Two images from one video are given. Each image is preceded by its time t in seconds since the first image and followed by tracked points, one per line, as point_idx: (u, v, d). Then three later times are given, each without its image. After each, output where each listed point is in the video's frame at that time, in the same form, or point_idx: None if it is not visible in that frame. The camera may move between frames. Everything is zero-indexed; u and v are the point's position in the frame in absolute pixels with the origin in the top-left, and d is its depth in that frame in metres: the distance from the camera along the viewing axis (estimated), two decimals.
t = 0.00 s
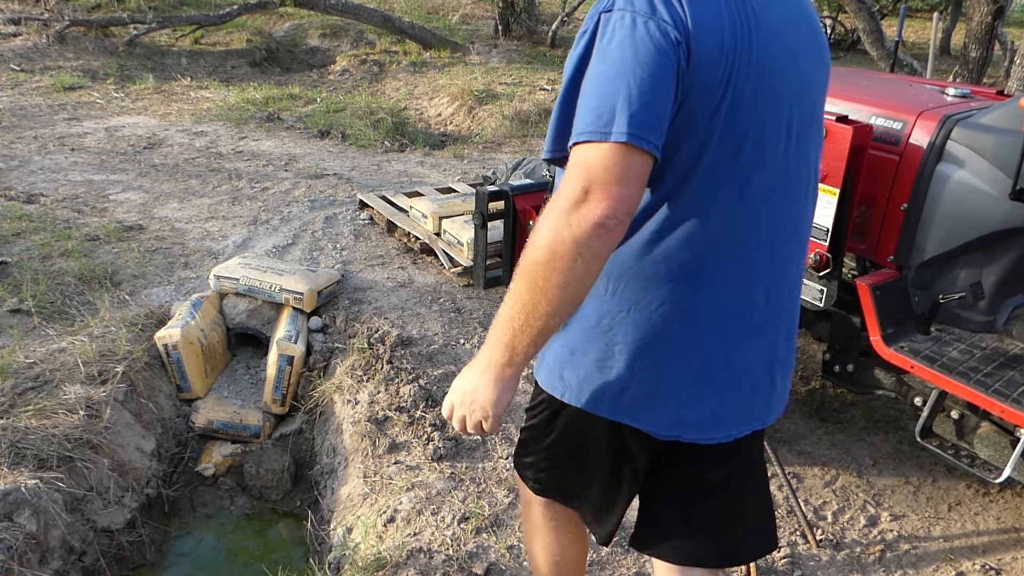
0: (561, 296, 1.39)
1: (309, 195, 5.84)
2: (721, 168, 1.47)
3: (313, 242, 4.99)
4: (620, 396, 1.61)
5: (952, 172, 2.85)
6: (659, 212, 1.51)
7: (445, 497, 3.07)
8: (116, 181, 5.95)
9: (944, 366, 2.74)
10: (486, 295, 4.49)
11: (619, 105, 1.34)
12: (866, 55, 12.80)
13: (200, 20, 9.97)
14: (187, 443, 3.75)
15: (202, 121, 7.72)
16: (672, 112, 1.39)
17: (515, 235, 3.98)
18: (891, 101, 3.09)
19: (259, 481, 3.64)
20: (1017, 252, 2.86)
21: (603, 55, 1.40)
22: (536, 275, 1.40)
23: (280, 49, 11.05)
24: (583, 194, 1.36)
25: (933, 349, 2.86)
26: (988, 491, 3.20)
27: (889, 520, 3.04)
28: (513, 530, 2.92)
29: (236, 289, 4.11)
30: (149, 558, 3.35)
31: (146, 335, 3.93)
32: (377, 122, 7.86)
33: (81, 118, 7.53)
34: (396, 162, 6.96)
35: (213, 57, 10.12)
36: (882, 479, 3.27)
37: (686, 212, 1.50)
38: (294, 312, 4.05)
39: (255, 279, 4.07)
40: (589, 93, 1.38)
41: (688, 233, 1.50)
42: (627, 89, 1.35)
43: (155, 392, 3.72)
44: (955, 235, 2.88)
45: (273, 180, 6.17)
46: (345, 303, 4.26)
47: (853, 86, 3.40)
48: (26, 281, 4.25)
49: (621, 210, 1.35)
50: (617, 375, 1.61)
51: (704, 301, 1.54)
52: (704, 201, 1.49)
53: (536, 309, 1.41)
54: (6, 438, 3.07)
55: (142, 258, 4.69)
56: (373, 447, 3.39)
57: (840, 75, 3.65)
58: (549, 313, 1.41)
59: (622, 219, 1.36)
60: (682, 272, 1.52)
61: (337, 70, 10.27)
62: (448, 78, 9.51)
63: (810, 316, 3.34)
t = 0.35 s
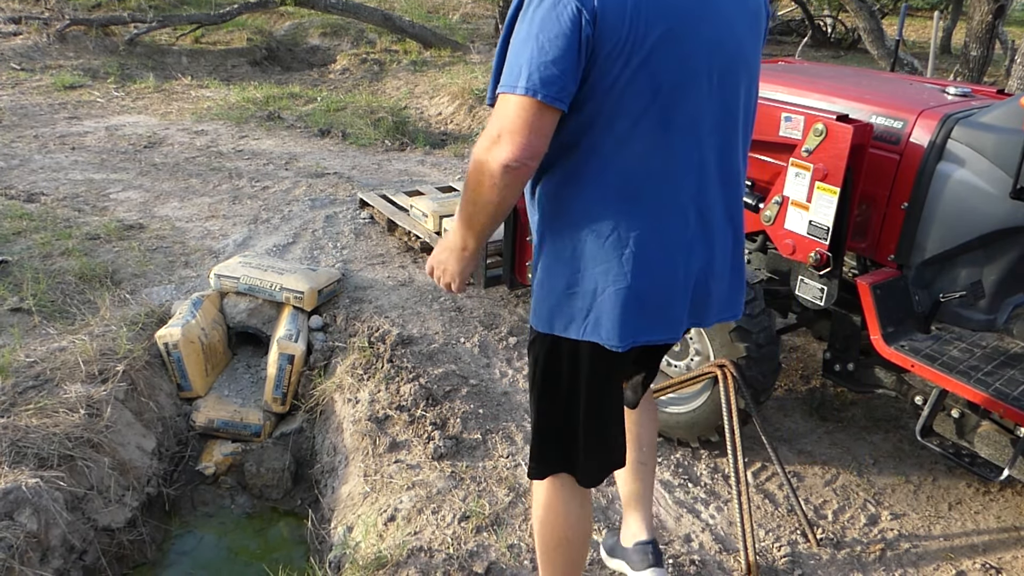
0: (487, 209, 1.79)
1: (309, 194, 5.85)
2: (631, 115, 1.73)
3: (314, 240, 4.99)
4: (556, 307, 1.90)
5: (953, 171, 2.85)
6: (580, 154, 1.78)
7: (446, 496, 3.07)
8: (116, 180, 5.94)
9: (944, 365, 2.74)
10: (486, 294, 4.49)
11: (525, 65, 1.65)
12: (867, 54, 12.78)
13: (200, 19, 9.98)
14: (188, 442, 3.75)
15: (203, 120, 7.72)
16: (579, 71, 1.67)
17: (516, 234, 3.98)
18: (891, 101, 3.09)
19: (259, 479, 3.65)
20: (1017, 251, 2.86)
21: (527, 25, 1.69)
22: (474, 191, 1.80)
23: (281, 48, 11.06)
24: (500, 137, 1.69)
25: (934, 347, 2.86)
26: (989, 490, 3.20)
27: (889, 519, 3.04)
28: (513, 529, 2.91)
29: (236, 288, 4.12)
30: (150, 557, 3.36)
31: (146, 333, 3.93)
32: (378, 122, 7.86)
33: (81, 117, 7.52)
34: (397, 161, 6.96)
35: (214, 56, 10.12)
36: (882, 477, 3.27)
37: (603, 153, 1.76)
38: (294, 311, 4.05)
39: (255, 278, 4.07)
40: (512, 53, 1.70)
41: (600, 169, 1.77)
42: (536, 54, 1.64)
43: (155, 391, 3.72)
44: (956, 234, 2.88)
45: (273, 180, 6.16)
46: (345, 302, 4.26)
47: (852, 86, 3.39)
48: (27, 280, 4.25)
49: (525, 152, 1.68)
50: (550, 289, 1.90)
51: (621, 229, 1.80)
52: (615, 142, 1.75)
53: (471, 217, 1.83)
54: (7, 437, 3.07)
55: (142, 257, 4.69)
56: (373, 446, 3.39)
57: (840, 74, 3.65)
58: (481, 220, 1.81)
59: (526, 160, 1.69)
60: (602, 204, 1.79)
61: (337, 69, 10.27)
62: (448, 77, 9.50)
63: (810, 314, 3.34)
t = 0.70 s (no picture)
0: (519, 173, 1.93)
1: (309, 193, 5.85)
2: (650, 92, 1.91)
3: (314, 239, 4.99)
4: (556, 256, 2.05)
5: (953, 170, 2.84)
6: (599, 123, 1.94)
7: (446, 495, 3.06)
8: (116, 179, 5.95)
9: (944, 363, 2.74)
10: (486, 293, 4.49)
11: (577, 53, 1.78)
12: (866, 53, 12.78)
13: (200, 18, 9.97)
14: (188, 441, 3.75)
15: (203, 119, 7.72)
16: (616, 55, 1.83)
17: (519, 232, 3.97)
18: (891, 100, 3.08)
19: (259, 479, 3.65)
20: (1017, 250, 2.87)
21: (570, 10, 1.81)
22: (509, 155, 1.93)
23: (281, 47, 11.06)
24: (546, 111, 1.83)
25: (933, 346, 2.86)
26: (989, 488, 3.20)
27: (889, 518, 3.04)
28: (513, 528, 2.90)
29: (236, 287, 4.11)
30: (151, 555, 3.36)
31: (146, 332, 3.93)
32: (378, 121, 7.86)
33: (82, 116, 7.52)
34: (397, 161, 6.96)
35: (214, 56, 10.12)
36: (881, 476, 3.27)
37: (623, 125, 1.93)
38: (294, 310, 4.06)
39: (255, 277, 4.06)
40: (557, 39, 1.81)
41: (624, 145, 1.94)
42: (582, 40, 1.78)
43: (156, 390, 3.72)
44: (956, 233, 2.88)
45: (273, 179, 6.16)
46: (345, 301, 4.26)
47: (853, 85, 3.39)
48: (27, 280, 4.25)
49: (568, 131, 1.83)
50: (557, 241, 2.04)
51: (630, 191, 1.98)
52: (635, 115, 1.92)
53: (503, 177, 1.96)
54: (7, 436, 3.07)
55: (142, 256, 4.69)
56: (373, 445, 3.39)
57: (841, 74, 3.64)
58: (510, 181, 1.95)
59: (568, 138, 1.85)
60: (615, 168, 1.96)
61: (337, 68, 10.27)
62: (448, 76, 9.49)
63: (810, 313, 3.34)
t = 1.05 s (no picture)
0: (556, 156, 2.08)
1: (309, 192, 5.85)
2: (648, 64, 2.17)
3: (314, 239, 4.99)
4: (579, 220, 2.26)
5: (952, 170, 2.84)
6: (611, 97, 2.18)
7: (446, 494, 3.04)
8: (116, 179, 5.94)
9: (944, 363, 2.74)
10: (486, 293, 4.48)
11: (600, 35, 1.98)
12: (866, 53, 12.77)
13: (200, 18, 9.96)
14: (188, 441, 3.75)
15: (203, 118, 7.72)
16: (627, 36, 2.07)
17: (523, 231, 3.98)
18: (892, 100, 3.07)
19: (259, 478, 3.66)
20: (1016, 249, 2.87)
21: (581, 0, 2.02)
22: (546, 141, 2.07)
23: (281, 47, 11.06)
24: (577, 91, 2.02)
25: (933, 346, 2.86)
26: (989, 488, 3.20)
27: (889, 517, 3.04)
28: (514, 527, 2.88)
29: (236, 286, 4.11)
30: (151, 555, 3.36)
31: (147, 332, 3.93)
32: (378, 120, 7.86)
33: (82, 115, 7.52)
34: (397, 160, 6.96)
35: (214, 55, 10.12)
36: (882, 476, 3.27)
37: (629, 96, 2.18)
38: (295, 310, 4.07)
39: (256, 276, 4.06)
40: (578, 28, 2.00)
41: (635, 114, 2.20)
42: (602, 24, 1.99)
43: (156, 389, 3.72)
44: (956, 232, 2.89)
45: (274, 178, 6.16)
46: (345, 301, 4.26)
47: (853, 84, 3.38)
48: (27, 279, 4.25)
49: (604, 104, 2.02)
50: (586, 209, 2.26)
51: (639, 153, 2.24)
52: (640, 87, 2.18)
53: (542, 163, 2.10)
54: (7, 435, 3.07)
55: (142, 256, 4.69)
56: (374, 445, 3.39)
57: (841, 73, 3.63)
58: (547, 165, 2.10)
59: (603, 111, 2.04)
60: (625, 135, 2.22)
61: (338, 68, 10.26)
62: (449, 76, 9.49)
63: (810, 313, 3.34)
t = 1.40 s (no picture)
0: (488, 136, 2.32)
1: (310, 192, 5.85)
2: (589, 60, 2.38)
3: (314, 239, 4.98)
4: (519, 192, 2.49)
5: (953, 170, 2.84)
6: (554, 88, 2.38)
7: (446, 494, 3.04)
8: (116, 178, 5.94)
9: (944, 363, 2.74)
10: (486, 292, 4.48)
11: (532, 33, 2.19)
12: (867, 53, 12.77)
13: (200, 18, 9.95)
14: (188, 441, 3.75)
15: (203, 118, 7.72)
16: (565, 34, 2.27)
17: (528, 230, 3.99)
18: (891, 100, 3.08)
19: (259, 478, 3.66)
20: (1016, 249, 2.87)
21: None
22: (480, 121, 2.31)
23: (281, 47, 11.06)
24: (509, 82, 2.24)
25: (934, 346, 2.86)
26: (989, 488, 3.20)
27: (889, 517, 3.04)
28: (514, 526, 2.88)
29: (237, 286, 4.11)
30: (151, 555, 3.37)
31: (147, 332, 3.93)
32: (379, 120, 7.86)
33: (82, 115, 7.52)
34: (397, 160, 6.95)
35: (214, 55, 10.12)
36: (882, 476, 3.27)
37: (569, 90, 2.39)
38: (295, 309, 4.07)
39: (256, 276, 4.06)
40: (514, 25, 2.22)
41: (573, 105, 2.40)
42: (536, 23, 2.19)
43: (156, 389, 3.72)
44: (956, 233, 2.89)
45: (274, 178, 6.16)
46: (346, 301, 4.26)
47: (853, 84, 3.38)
48: (27, 279, 4.25)
49: (529, 97, 2.24)
50: (532, 191, 2.47)
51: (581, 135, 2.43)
52: (580, 81, 2.38)
53: (475, 138, 2.34)
54: (7, 435, 3.07)
55: (143, 256, 4.69)
56: (374, 445, 3.39)
57: (841, 74, 3.62)
58: (478, 141, 2.34)
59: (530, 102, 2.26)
60: (567, 122, 2.42)
61: (338, 67, 10.26)
62: (449, 76, 9.49)
63: (811, 313, 3.34)
